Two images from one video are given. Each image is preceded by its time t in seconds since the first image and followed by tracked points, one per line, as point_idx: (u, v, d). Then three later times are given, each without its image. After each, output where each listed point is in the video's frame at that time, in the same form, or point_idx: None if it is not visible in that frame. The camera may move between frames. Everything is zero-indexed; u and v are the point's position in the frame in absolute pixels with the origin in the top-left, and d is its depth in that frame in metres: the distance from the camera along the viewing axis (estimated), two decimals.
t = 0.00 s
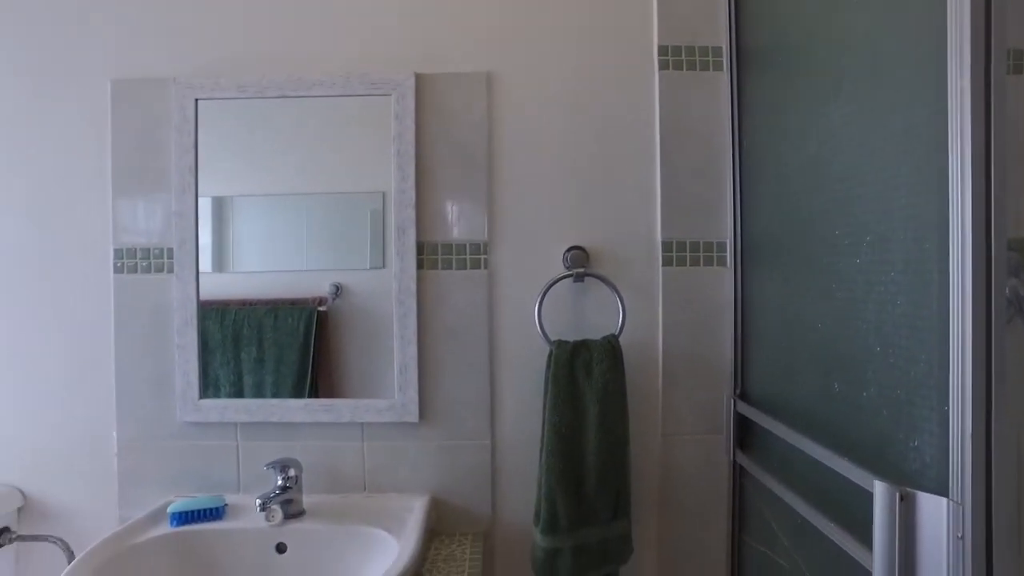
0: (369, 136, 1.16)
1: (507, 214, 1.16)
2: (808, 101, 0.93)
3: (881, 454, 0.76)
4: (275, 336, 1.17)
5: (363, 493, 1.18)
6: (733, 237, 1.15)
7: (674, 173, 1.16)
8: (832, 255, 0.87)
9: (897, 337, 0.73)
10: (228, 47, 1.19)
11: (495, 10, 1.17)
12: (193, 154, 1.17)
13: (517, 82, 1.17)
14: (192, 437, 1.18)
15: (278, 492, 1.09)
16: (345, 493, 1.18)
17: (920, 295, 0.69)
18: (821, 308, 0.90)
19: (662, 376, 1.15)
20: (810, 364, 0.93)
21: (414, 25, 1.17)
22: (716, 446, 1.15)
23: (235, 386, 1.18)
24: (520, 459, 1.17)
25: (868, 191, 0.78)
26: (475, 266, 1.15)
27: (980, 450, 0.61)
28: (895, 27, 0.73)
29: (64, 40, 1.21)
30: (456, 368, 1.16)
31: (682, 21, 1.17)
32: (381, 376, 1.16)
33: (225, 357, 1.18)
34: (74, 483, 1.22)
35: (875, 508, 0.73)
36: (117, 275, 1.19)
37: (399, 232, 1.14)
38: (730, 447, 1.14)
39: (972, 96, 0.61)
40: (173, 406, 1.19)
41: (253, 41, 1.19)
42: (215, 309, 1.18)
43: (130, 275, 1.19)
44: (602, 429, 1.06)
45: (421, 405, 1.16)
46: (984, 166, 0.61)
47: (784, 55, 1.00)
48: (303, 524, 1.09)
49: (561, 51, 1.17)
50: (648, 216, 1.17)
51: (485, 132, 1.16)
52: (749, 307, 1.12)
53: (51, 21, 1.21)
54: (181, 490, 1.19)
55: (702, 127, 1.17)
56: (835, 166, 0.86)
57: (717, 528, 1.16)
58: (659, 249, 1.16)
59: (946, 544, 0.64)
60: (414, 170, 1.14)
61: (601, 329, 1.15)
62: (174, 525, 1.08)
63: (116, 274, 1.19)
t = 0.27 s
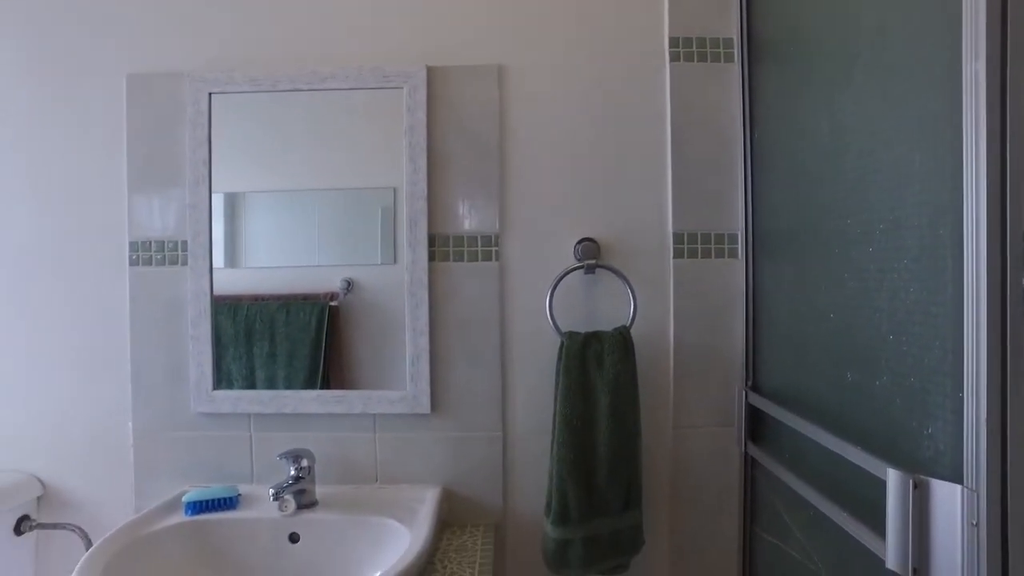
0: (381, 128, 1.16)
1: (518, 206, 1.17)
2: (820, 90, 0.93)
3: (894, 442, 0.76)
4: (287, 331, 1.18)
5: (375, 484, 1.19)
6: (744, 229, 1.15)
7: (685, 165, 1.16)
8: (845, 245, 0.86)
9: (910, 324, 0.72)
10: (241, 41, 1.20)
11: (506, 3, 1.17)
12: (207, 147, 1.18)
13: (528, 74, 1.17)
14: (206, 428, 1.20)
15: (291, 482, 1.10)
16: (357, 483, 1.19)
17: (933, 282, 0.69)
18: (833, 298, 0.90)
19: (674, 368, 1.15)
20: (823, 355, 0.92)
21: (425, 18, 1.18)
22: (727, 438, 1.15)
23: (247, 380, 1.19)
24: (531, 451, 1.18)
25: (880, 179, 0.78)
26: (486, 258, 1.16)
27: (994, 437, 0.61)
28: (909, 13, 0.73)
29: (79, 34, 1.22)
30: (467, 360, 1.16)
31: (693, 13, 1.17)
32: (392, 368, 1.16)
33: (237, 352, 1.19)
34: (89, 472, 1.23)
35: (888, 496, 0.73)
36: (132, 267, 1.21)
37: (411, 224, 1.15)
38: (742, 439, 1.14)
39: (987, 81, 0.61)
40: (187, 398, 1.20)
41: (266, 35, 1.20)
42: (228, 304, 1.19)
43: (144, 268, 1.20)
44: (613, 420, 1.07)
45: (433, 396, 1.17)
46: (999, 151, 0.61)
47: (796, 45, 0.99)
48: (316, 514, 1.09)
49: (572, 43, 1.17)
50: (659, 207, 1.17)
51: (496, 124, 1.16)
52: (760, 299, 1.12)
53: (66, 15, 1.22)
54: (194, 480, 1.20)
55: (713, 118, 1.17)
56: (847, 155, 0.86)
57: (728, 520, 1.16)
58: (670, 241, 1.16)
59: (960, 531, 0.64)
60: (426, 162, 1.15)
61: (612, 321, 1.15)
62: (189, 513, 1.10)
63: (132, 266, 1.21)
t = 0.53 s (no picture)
0: (394, 123, 1.17)
1: (531, 201, 1.17)
2: (835, 82, 0.93)
3: (911, 434, 0.75)
4: (300, 327, 1.19)
5: (389, 477, 1.19)
6: (758, 223, 1.15)
7: (698, 159, 1.16)
8: (860, 237, 0.86)
9: (927, 315, 0.72)
10: (256, 37, 1.21)
11: None
12: (222, 142, 1.19)
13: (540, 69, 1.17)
14: (222, 420, 1.21)
15: (306, 474, 1.11)
16: (371, 477, 1.20)
17: (951, 272, 0.68)
18: (848, 291, 0.89)
19: (687, 362, 1.16)
20: (838, 348, 0.92)
21: (438, 14, 1.18)
22: (741, 432, 1.15)
23: (261, 375, 1.20)
24: (544, 444, 1.18)
25: (896, 171, 0.78)
26: (500, 252, 1.16)
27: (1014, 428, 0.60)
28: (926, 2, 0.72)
29: (97, 30, 1.23)
30: (480, 354, 1.17)
31: (706, 7, 1.17)
32: (406, 361, 1.17)
33: (251, 348, 1.20)
34: (107, 464, 1.25)
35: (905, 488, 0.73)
36: (149, 262, 1.22)
37: (424, 218, 1.15)
38: (755, 433, 1.14)
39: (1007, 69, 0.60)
40: (203, 391, 1.21)
41: (281, 32, 1.21)
42: (242, 301, 1.20)
43: (161, 262, 1.22)
44: (627, 414, 1.07)
45: (446, 390, 1.17)
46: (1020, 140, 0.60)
47: (810, 37, 0.99)
48: (331, 506, 1.10)
49: (584, 38, 1.17)
50: (673, 201, 1.16)
51: (509, 119, 1.16)
52: (773, 293, 1.12)
53: (85, 11, 1.24)
54: (211, 472, 1.21)
55: (727, 112, 1.16)
56: (863, 146, 0.85)
57: (743, 515, 1.16)
58: (683, 235, 1.16)
59: (979, 522, 0.64)
60: (439, 157, 1.15)
61: (625, 315, 1.16)
62: (206, 505, 1.11)
63: (149, 261, 1.22)
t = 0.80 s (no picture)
0: (406, 119, 1.17)
1: (543, 196, 1.17)
2: (848, 75, 0.92)
3: (926, 427, 0.75)
4: (312, 324, 1.19)
5: (401, 472, 1.20)
6: (770, 217, 1.14)
7: (710, 154, 1.16)
8: (874, 230, 0.86)
9: (943, 307, 0.72)
10: (270, 34, 1.22)
11: None
12: (236, 138, 1.20)
13: (552, 64, 1.18)
14: (237, 414, 1.22)
15: (320, 467, 1.12)
16: (383, 471, 1.20)
17: (967, 263, 0.68)
18: (862, 284, 0.89)
19: (699, 357, 1.16)
20: (852, 342, 0.92)
21: (450, 10, 1.19)
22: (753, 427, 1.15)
23: (274, 371, 1.21)
24: (556, 439, 1.18)
25: (911, 162, 0.78)
26: (512, 247, 1.17)
27: None
28: None
29: (113, 28, 1.25)
30: (493, 348, 1.17)
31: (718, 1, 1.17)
32: (418, 356, 1.18)
33: (264, 345, 1.21)
34: (123, 456, 1.26)
35: (920, 480, 0.72)
36: (164, 257, 1.23)
37: (437, 213, 1.16)
38: (768, 429, 1.14)
39: None
40: (217, 385, 1.22)
41: (294, 29, 1.21)
42: (255, 298, 1.21)
43: (176, 258, 1.23)
44: (639, 408, 1.07)
45: (459, 384, 1.18)
46: None
47: (823, 30, 0.98)
48: (344, 499, 1.11)
49: (596, 33, 1.17)
50: (685, 196, 1.16)
51: (521, 114, 1.17)
52: (786, 288, 1.11)
53: (101, 10, 1.25)
54: (225, 466, 1.22)
55: (739, 107, 1.16)
56: (877, 139, 0.85)
57: (755, 510, 1.15)
58: (695, 230, 1.16)
59: (996, 514, 0.63)
60: (451, 152, 1.16)
61: (637, 310, 1.16)
62: (221, 497, 1.12)
63: (164, 256, 1.23)
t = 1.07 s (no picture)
0: (419, 114, 1.18)
1: (556, 190, 1.18)
2: (863, 67, 0.92)
3: (943, 420, 0.75)
4: (325, 320, 1.20)
5: (414, 465, 1.21)
6: (784, 212, 1.14)
7: (723, 148, 1.16)
8: (889, 222, 0.86)
9: (959, 299, 0.72)
10: (284, 31, 1.23)
11: None
12: (251, 134, 1.21)
13: (564, 59, 1.18)
14: (252, 407, 1.23)
15: (333, 460, 1.12)
16: (397, 464, 1.21)
17: (985, 255, 0.68)
18: (877, 277, 0.89)
19: (712, 351, 1.16)
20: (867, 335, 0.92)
21: (463, 6, 1.19)
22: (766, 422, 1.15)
23: (289, 365, 1.22)
24: (569, 432, 1.19)
25: (927, 154, 0.77)
26: (525, 242, 1.17)
27: None
28: None
29: (131, 26, 1.26)
30: (505, 342, 1.18)
31: None
32: (431, 350, 1.18)
33: (278, 340, 1.22)
34: (141, 448, 1.28)
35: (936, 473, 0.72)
36: (181, 252, 1.25)
37: (451, 208, 1.17)
38: (782, 423, 1.14)
39: None
40: (233, 379, 1.23)
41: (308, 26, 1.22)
42: (269, 294, 1.22)
43: (192, 252, 1.24)
44: (652, 402, 1.07)
45: (471, 378, 1.18)
46: None
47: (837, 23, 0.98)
48: (358, 491, 1.12)
49: (608, 28, 1.17)
50: (698, 190, 1.16)
51: (533, 109, 1.17)
52: (799, 282, 1.11)
53: (118, 7, 1.27)
54: (240, 458, 1.24)
55: (752, 101, 1.16)
56: (892, 131, 0.85)
57: (769, 505, 1.15)
58: (708, 225, 1.16)
59: (1012, 506, 0.63)
60: (464, 148, 1.16)
61: (649, 304, 1.16)
62: (236, 489, 1.13)
63: (181, 251, 1.25)
